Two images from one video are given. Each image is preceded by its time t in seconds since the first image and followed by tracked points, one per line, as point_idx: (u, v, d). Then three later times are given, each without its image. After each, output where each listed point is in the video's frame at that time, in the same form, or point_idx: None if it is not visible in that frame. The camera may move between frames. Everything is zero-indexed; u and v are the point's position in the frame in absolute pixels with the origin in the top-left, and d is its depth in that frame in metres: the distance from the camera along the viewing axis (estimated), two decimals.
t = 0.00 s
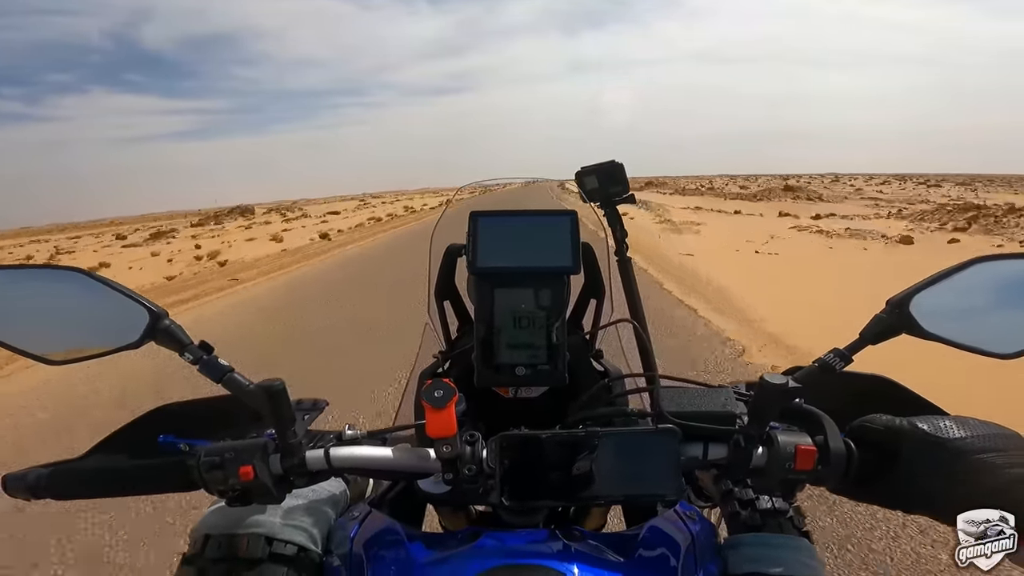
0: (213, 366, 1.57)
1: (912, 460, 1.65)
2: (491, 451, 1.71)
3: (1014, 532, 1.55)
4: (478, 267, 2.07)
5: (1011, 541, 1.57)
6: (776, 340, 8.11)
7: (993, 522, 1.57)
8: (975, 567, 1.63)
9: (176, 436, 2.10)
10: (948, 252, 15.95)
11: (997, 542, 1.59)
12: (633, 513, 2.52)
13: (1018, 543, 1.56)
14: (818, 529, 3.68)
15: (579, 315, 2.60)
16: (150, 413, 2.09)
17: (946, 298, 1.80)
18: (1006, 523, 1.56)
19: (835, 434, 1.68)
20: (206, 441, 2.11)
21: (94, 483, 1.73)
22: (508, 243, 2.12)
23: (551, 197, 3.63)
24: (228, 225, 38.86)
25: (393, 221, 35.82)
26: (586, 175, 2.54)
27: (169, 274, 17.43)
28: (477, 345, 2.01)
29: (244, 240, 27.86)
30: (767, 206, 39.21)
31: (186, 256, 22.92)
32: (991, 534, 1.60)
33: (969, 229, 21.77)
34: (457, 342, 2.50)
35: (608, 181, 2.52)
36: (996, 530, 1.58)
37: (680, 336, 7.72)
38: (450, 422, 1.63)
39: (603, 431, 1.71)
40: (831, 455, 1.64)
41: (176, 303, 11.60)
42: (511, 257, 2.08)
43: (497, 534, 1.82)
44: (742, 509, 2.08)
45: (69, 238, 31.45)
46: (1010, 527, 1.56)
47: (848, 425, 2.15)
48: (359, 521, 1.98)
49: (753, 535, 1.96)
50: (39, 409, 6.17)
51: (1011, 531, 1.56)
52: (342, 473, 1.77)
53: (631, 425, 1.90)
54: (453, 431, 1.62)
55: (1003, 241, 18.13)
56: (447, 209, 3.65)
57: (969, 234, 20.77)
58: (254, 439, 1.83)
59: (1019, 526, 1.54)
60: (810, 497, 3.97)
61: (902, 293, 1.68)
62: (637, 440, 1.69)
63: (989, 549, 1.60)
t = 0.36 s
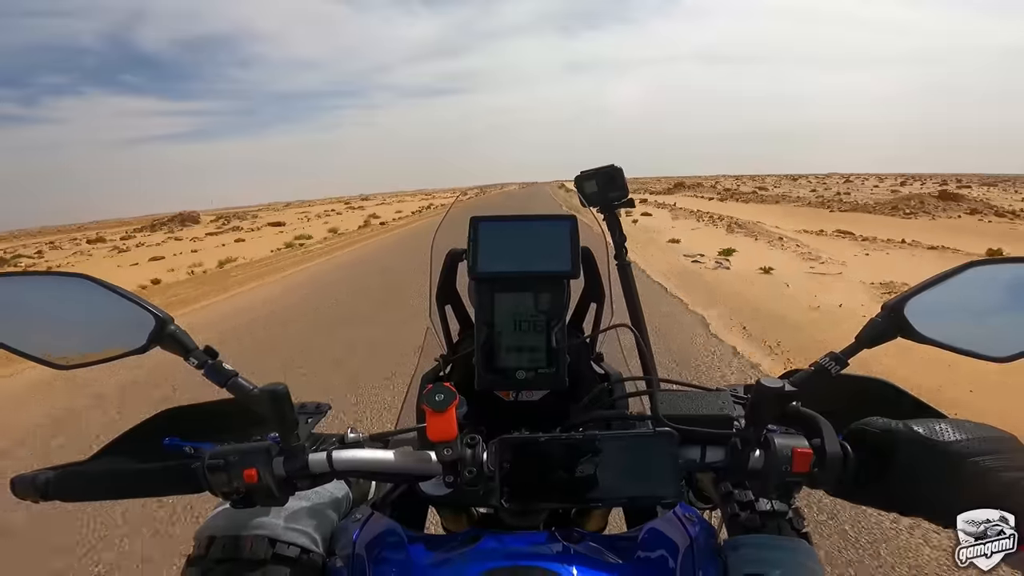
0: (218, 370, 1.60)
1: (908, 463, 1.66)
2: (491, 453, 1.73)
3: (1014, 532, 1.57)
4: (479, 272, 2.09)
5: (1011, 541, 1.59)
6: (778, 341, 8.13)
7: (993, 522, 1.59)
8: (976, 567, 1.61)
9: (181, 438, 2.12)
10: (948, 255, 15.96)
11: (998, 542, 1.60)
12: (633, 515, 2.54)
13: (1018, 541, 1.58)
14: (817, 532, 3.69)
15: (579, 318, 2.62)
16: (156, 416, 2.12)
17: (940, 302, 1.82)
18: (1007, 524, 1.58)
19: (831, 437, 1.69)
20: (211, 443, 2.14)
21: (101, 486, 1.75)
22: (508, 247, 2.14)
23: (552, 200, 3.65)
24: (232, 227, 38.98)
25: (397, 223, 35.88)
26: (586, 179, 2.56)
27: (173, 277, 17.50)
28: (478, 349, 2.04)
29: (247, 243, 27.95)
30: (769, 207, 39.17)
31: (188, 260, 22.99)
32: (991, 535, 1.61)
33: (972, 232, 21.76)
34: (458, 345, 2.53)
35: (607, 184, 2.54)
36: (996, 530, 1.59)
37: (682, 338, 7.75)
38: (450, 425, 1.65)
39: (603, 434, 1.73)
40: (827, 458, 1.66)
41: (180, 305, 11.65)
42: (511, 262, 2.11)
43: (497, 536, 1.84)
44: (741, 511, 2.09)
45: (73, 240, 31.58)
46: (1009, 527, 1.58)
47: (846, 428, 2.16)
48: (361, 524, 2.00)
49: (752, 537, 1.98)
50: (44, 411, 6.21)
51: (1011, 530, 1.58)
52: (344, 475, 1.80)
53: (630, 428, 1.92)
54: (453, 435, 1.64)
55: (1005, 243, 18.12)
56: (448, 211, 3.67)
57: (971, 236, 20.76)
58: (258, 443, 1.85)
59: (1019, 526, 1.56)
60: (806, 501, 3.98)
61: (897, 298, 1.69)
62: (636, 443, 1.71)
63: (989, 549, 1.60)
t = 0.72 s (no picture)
0: (215, 377, 1.61)
1: (903, 469, 1.66)
2: (487, 459, 1.74)
3: (1014, 531, 1.57)
4: (476, 278, 2.11)
5: (1011, 541, 1.59)
6: (779, 343, 8.13)
7: (993, 522, 1.58)
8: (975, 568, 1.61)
9: (180, 444, 2.14)
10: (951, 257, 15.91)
11: (997, 542, 1.59)
12: (631, 519, 2.55)
13: (1019, 541, 1.57)
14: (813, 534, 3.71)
15: (577, 322, 2.65)
16: (157, 421, 2.14)
17: (936, 308, 1.82)
18: (1007, 523, 1.57)
19: (825, 443, 1.70)
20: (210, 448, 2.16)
21: (101, 490, 1.77)
22: (505, 253, 2.16)
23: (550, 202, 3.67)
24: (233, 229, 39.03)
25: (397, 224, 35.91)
26: (584, 184, 2.58)
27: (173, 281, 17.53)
28: (476, 354, 2.06)
29: (249, 245, 27.97)
30: (771, 207, 39.08)
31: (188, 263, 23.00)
32: (991, 535, 1.60)
33: (974, 232, 21.70)
34: (457, 349, 2.55)
35: (605, 189, 2.55)
36: (996, 530, 1.59)
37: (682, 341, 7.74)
38: (446, 430, 1.67)
39: (600, 439, 1.74)
40: (821, 464, 1.66)
41: (181, 308, 11.68)
42: (508, 268, 2.12)
43: (494, 540, 1.85)
44: (737, 515, 2.10)
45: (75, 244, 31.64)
46: (1010, 526, 1.57)
47: (841, 433, 2.17)
48: (360, 527, 2.01)
49: (748, 541, 1.98)
50: (47, 415, 6.23)
51: (1012, 530, 1.57)
52: (341, 480, 1.81)
53: (626, 433, 1.93)
54: (450, 440, 1.66)
55: (1007, 245, 18.08)
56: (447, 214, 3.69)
57: (973, 237, 20.71)
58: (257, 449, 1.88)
59: (1019, 526, 1.56)
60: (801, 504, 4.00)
61: (891, 305, 1.70)
62: (631, 449, 1.73)
63: (989, 548, 1.60)
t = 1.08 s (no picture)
0: (224, 373, 1.62)
1: (911, 469, 1.66)
2: (494, 457, 1.74)
3: (1013, 531, 1.57)
4: (482, 276, 2.11)
5: (1011, 541, 1.58)
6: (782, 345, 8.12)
7: (992, 521, 1.58)
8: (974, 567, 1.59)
9: (187, 440, 2.14)
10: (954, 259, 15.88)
11: (997, 542, 1.59)
12: (636, 518, 2.55)
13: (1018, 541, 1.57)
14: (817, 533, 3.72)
15: (582, 320, 2.65)
16: (164, 417, 2.14)
17: (943, 307, 1.82)
18: (1006, 523, 1.57)
19: (832, 442, 1.70)
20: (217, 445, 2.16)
21: (109, 486, 1.78)
22: (511, 251, 2.16)
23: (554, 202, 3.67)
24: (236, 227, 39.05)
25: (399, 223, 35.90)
26: (588, 182, 2.57)
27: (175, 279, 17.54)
28: (482, 353, 2.07)
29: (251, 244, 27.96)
30: (774, 208, 39.00)
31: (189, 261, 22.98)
32: (990, 534, 1.60)
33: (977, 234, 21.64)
34: (463, 347, 2.55)
35: (608, 187, 2.56)
36: (996, 530, 1.58)
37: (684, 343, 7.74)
38: (453, 428, 1.67)
39: (605, 438, 1.75)
40: (828, 463, 1.66)
41: (183, 305, 11.68)
42: (514, 266, 2.13)
43: (499, 538, 1.85)
44: (742, 515, 2.11)
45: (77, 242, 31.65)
46: (1010, 526, 1.57)
47: (846, 433, 2.17)
48: (365, 524, 2.02)
49: (753, 540, 1.98)
50: (50, 411, 6.25)
51: (1010, 530, 1.57)
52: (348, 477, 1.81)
53: (631, 432, 1.93)
54: (457, 437, 1.66)
55: (1011, 247, 18.03)
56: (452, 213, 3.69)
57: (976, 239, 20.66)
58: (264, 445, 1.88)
59: (1019, 526, 1.56)
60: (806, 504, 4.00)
61: (898, 304, 1.70)
62: (638, 447, 1.73)
63: (989, 549, 1.59)
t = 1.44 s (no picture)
0: (222, 382, 1.63)
1: (911, 469, 1.66)
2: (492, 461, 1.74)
3: (1014, 531, 1.53)
4: (479, 281, 2.12)
5: (1011, 541, 1.54)
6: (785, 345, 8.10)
7: (993, 522, 1.55)
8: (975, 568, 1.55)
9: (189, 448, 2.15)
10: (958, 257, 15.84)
11: (997, 542, 1.54)
12: (638, 520, 2.55)
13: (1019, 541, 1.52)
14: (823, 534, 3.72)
15: (582, 323, 2.66)
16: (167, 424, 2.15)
17: (943, 308, 1.81)
18: (1007, 523, 1.54)
19: (831, 443, 1.70)
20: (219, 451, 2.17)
21: (112, 495, 1.79)
22: (508, 255, 2.16)
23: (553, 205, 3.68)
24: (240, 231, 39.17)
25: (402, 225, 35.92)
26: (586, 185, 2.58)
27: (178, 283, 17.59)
28: (481, 357, 2.07)
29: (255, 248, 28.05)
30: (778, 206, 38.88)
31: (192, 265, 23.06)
32: (990, 534, 1.56)
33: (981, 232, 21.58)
34: (463, 351, 2.56)
35: (607, 190, 2.56)
36: (996, 530, 1.55)
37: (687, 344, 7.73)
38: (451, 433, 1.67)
39: (603, 441, 1.75)
40: (827, 465, 1.66)
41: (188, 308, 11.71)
42: (511, 271, 2.13)
43: (500, 543, 1.85)
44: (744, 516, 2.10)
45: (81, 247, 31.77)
46: (1010, 526, 1.54)
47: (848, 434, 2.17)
48: (368, 529, 2.02)
49: (755, 541, 1.98)
50: (57, 417, 6.28)
51: (1012, 530, 1.53)
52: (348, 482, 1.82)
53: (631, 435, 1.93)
54: (455, 442, 1.65)
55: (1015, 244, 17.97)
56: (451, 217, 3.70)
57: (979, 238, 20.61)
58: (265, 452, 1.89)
59: (1020, 526, 1.53)
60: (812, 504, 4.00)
61: (896, 305, 1.70)
62: (637, 450, 1.73)
63: (989, 549, 1.55)
